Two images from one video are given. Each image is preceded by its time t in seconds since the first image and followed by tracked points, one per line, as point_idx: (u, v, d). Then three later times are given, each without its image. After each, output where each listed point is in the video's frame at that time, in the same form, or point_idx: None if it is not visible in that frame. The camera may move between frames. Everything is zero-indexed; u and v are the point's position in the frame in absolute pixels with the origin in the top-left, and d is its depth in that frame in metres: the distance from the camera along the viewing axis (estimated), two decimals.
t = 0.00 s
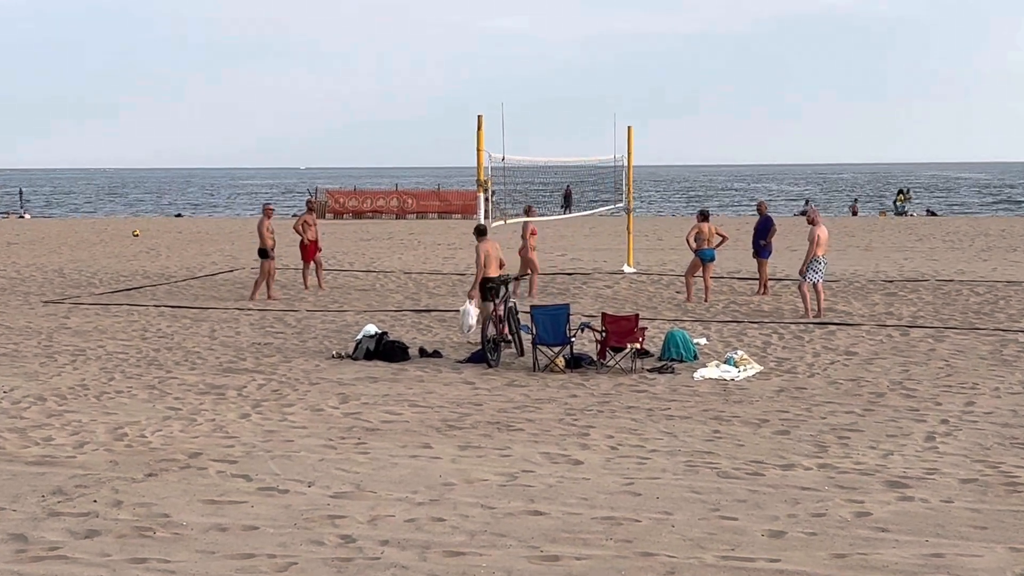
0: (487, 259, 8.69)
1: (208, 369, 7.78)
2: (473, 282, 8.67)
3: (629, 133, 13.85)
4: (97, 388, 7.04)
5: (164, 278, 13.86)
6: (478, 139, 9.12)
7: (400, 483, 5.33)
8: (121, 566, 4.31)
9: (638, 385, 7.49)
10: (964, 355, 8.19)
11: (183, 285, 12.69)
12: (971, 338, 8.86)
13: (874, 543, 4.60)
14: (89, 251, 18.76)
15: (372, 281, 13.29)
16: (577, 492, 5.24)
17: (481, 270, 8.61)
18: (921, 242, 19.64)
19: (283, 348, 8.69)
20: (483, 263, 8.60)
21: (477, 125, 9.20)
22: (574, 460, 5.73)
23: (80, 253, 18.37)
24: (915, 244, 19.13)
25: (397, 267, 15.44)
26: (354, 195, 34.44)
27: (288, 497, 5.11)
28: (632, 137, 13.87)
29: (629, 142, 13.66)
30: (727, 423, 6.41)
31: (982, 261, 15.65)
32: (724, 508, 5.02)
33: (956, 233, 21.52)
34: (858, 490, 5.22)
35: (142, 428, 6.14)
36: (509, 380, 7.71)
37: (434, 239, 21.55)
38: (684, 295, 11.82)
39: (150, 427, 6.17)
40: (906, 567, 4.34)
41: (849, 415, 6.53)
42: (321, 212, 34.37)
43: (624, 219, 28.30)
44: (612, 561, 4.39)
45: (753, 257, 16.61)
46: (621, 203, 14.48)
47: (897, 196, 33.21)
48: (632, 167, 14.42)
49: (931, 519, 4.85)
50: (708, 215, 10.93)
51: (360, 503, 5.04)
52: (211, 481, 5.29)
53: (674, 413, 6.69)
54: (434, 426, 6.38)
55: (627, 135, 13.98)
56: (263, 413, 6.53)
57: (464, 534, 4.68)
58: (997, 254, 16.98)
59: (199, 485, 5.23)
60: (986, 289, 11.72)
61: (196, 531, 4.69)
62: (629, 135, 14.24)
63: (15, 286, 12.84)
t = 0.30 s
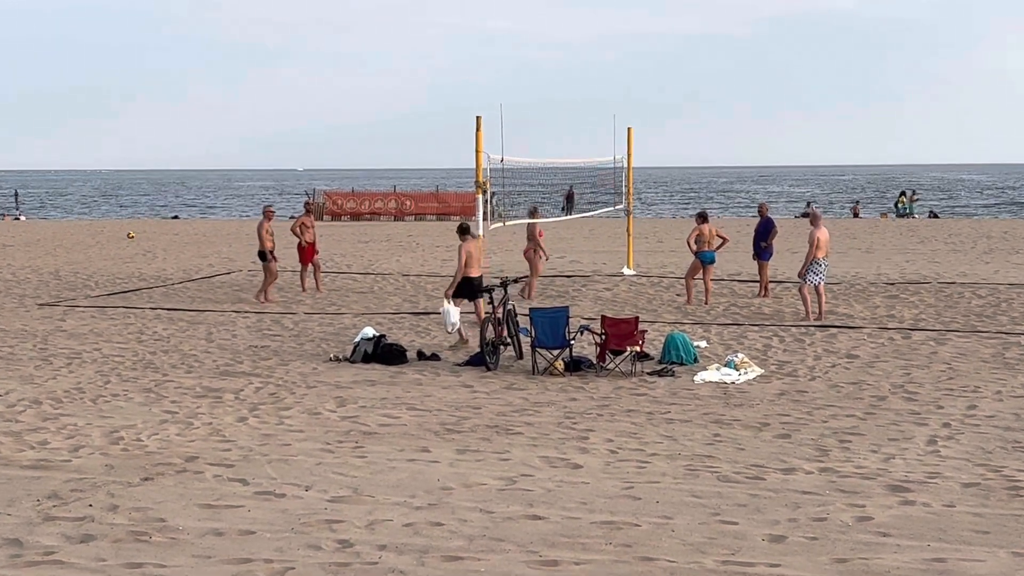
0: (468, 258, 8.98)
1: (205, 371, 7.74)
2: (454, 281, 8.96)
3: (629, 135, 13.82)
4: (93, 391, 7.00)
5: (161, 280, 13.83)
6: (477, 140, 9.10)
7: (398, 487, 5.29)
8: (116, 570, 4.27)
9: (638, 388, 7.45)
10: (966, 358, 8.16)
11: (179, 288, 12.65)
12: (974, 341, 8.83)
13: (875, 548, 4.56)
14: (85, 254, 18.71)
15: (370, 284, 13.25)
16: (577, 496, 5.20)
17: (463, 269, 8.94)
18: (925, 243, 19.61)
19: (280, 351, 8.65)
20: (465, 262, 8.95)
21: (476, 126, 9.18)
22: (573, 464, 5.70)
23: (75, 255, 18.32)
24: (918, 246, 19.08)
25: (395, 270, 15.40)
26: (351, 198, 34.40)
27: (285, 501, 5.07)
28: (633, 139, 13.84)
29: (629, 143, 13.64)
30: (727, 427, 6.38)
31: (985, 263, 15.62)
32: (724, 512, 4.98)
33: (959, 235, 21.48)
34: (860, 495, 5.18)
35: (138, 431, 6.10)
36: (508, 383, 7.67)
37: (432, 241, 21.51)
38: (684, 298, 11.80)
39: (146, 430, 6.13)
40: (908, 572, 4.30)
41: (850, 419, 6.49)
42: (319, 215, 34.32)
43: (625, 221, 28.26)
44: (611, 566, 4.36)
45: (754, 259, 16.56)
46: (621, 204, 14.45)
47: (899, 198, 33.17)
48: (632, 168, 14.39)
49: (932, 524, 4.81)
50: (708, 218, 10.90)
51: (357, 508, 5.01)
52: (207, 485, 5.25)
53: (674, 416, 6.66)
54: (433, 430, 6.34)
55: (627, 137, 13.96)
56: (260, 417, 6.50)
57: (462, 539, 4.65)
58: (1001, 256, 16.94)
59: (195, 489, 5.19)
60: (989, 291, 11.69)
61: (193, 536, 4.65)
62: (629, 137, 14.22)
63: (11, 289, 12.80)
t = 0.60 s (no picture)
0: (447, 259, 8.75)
1: (199, 374, 7.67)
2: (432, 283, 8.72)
3: (629, 134, 13.74)
4: (85, 393, 6.93)
5: (154, 281, 13.75)
6: (476, 139, 9.04)
7: (395, 491, 5.22)
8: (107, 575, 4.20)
9: (638, 390, 7.38)
10: (971, 360, 8.09)
11: (173, 289, 12.57)
12: (978, 342, 8.76)
13: (879, 552, 4.50)
14: (78, 254, 18.62)
15: (367, 285, 13.18)
16: (576, 499, 5.13)
17: (441, 271, 8.69)
18: (929, 244, 19.52)
19: (275, 352, 8.58)
20: (443, 264, 8.66)
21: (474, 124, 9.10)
22: (572, 467, 5.63)
23: (69, 256, 18.24)
24: (922, 247, 19.00)
25: (393, 270, 15.32)
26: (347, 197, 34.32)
27: (280, 505, 5.00)
28: (633, 138, 13.76)
29: (629, 142, 13.57)
30: (729, 430, 6.31)
31: (989, 264, 15.55)
32: (726, 516, 4.91)
33: (963, 235, 21.39)
34: (863, 498, 5.11)
35: (131, 434, 6.03)
36: (507, 385, 7.60)
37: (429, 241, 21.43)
38: (685, 299, 11.72)
39: (139, 433, 6.06)
40: None
41: (853, 422, 6.42)
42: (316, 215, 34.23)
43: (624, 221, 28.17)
44: (611, 571, 4.29)
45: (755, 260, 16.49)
46: (622, 204, 14.36)
47: (903, 198, 33.10)
48: (632, 168, 14.30)
49: (937, 528, 4.74)
50: (708, 218, 10.84)
51: (353, 511, 4.94)
52: (201, 489, 5.18)
53: (674, 419, 6.59)
54: (430, 432, 6.27)
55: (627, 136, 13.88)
56: (254, 419, 6.43)
57: (460, 543, 4.58)
58: (1005, 256, 16.86)
59: (189, 492, 5.12)
60: (993, 292, 11.62)
61: (186, 540, 4.58)
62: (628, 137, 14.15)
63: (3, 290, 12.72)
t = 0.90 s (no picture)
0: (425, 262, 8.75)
1: (193, 376, 7.62)
2: (417, 287, 8.65)
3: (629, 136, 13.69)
4: (78, 396, 6.88)
5: (149, 283, 13.70)
6: (473, 139, 9.00)
7: (391, 494, 5.18)
8: None
9: (637, 393, 7.34)
10: (973, 362, 8.04)
11: (169, 291, 12.52)
12: (981, 345, 8.71)
13: (880, 557, 4.45)
14: (72, 255, 18.56)
15: (364, 287, 13.13)
16: (574, 503, 5.09)
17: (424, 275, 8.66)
18: (931, 246, 19.49)
19: (271, 355, 8.53)
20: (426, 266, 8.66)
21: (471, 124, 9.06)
22: (570, 471, 5.58)
23: (62, 257, 18.17)
24: (924, 249, 18.95)
25: (390, 272, 15.27)
26: (344, 198, 34.28)
27: (276, 509, 4.95)
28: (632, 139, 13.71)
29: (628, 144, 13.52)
30: (728, 433, 6.26)
31: (991, 265, 15.51)
32: (726, 520, 4.87)
33: (965, 237, 21.35)
34: (865, 502, 5.07)
35: (125, 437, 5.98)
36: (505, 388, 7.56)
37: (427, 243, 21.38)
38: (684, 301, 11.67)
39: (133, 436, 6.01)
40: None
41: (855, 425, 6.38)
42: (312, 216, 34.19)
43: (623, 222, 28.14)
44: None
45: (754, 262, 16.45)
46: (621, 206, 14.31)
47: (904, 200, 33.07)
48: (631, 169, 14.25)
49: (939, 532, 4.70)
50: (706, 219, 10.81)
51: (350, 515, 4.89)
52: (196, 493, 5.13)
53: (674, 422, 6.54)
54: (427, 436, 6.23)
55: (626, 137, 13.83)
56: (250, 422, 6.38)
57: (457, 548, 4.53)
58: (1007, 258, 16.82)
59: (183, 496, 5.07)
60: (995, 294, 11.57)
61: (180, 544, 4.53)
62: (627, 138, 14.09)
63: None
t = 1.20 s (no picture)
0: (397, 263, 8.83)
1: (189, 378, 7.59)
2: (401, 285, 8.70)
3: (628, 137, 13.66)
4: (74, 398, 6.86)
5: (145, 284, 13.67)
6: (472, 140, 8.98)
7: (389, 497, 5.16)
8: None
9: (636, 395, 7.32)
10: (973, 364, 8.03)
11: (165, 292, 12.50)
12: (981, 347, 8.69)
13: (880, 560, 4.43)
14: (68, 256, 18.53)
15: (361, 288, 13.11)
16: (572, 506, 5.07)
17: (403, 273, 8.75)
18: (932, 247, 19.47)
19: (268, 356, 8.51)
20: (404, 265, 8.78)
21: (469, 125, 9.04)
22: (569, 473, 5.56)
23: (57, 258, 18.14)
24: (925, 250, 18.93)
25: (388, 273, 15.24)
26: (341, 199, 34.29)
27: (273, 512, 4.93)
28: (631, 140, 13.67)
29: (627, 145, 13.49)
30: (728, 435, 6.24)
31: (993, 267, 15.49)
32: (725, 523, 4.85)
33: (967, 239, 21.33)
34: (864, 505, 5.05)
35: (121, 439, 5.96)
36: (503, 389, 7.54)
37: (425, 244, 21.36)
38: (683, 303, 11.65)
39: (129, 438, 5.99)
40: None
41: (855, 427, 6.36)
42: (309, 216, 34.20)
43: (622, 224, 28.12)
44: None
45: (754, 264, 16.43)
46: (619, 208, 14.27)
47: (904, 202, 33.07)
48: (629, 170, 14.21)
49: (940, 535, 4.68)
50: (700, 218, 10.78)
51: (347, 518, 4.87)
52: (193, 495, 5.11)
53: (673, 424, 6.52)
54: (425, 438, 6.20)
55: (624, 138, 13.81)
56: (246, 424, 6.35)
57: (455, 550, 4.51)
58: (1008, 260, 16.80)
59: (179, 499, 5.05)
60: (997, 296, 11.55)
61: (177, 547, 4.51)
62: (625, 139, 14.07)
63: None
